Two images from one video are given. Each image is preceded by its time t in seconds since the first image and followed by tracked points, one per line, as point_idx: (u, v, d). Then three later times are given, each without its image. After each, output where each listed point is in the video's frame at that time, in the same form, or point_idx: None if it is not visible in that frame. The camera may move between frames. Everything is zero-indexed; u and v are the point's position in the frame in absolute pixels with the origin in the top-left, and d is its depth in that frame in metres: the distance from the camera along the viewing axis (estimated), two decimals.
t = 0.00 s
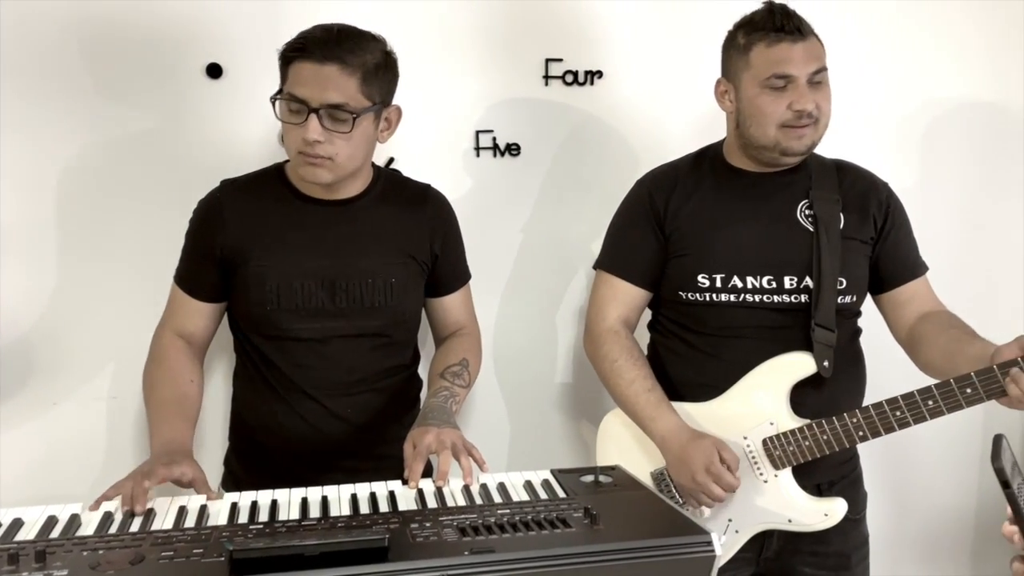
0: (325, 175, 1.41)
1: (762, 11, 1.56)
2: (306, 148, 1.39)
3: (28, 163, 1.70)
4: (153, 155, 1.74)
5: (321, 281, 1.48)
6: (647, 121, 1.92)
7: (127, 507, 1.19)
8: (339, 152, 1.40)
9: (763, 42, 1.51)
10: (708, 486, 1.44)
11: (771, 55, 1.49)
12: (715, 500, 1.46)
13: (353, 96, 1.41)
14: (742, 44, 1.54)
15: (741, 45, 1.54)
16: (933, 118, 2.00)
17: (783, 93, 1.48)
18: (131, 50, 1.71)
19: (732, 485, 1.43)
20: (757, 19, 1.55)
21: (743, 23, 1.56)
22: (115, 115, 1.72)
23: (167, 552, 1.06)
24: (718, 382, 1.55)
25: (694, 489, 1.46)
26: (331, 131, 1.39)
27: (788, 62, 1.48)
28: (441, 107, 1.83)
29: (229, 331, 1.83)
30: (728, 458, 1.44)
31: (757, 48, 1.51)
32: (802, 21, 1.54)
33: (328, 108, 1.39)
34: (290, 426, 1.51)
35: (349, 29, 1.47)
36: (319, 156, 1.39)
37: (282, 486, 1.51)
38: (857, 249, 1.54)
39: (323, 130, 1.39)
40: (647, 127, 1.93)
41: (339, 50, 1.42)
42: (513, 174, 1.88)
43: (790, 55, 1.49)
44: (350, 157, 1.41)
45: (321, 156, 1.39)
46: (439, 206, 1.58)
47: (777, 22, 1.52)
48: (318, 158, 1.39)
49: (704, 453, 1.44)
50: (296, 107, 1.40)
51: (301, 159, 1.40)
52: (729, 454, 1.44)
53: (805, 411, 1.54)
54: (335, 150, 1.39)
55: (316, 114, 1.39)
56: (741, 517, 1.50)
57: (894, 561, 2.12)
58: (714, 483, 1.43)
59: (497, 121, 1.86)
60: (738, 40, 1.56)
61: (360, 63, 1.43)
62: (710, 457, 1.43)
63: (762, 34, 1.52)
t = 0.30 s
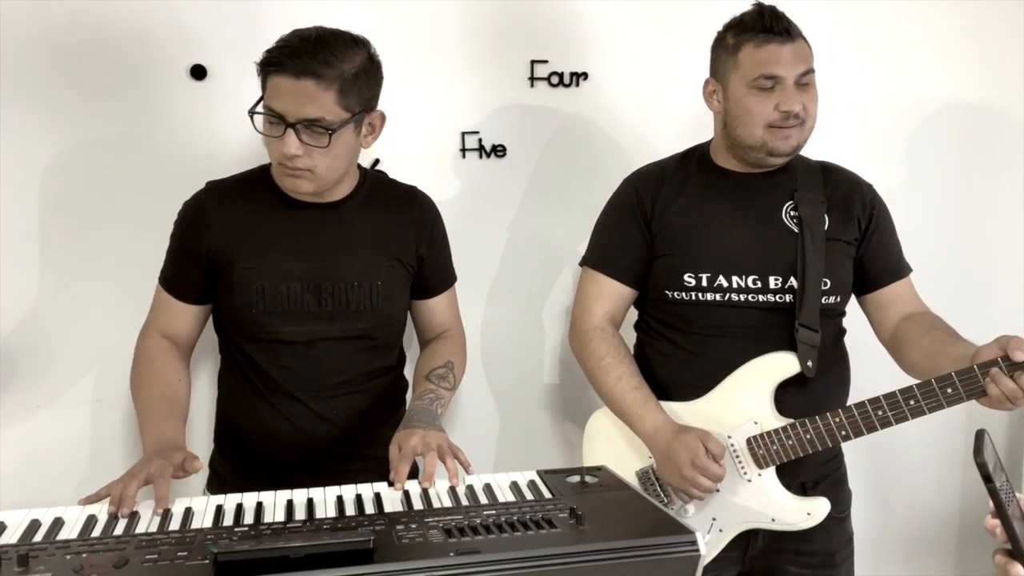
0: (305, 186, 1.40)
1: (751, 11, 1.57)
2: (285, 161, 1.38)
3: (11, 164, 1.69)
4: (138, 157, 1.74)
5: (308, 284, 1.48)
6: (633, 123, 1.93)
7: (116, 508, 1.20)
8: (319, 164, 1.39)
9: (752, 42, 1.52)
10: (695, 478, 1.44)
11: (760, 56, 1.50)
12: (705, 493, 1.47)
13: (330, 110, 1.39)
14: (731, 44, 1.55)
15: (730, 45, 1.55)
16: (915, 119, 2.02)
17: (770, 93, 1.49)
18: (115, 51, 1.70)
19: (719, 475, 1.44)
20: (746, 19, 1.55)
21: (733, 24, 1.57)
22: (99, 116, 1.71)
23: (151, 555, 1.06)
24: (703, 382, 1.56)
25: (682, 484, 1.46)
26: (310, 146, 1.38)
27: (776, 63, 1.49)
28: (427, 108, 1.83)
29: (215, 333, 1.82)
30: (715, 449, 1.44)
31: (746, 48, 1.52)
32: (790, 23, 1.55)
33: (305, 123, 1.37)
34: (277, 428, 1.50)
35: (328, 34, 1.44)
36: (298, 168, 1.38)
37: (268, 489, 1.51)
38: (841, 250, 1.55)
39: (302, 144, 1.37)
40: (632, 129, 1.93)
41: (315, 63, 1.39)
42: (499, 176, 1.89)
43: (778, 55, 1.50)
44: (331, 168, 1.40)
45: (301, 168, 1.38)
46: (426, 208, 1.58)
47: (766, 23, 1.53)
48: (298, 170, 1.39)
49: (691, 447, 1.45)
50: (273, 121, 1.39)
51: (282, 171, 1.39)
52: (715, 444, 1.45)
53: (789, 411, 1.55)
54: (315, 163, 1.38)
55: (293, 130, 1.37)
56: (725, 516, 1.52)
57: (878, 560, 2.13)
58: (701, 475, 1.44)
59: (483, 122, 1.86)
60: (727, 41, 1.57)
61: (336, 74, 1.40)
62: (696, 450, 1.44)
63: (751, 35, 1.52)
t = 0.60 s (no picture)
0: (292, 190, 1.42)
1: (736, 13, 1.57)
2: (271, 166, 1.38)
3: None
4: (123, 157, 1.73)
5: (295, 284, 1.48)
6: (619, 123, 1.94)
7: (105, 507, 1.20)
8: (304, 168, 1.39)
9: (737, 44, 1.53)
10: (682, 477, 1.45)
11: (745, 58, 1.51)
12: (691, 492, 1.47)
13: (314, 115, 1.38)
14: (717, 46, 1.56)
15: (715, 46, 1.56)
16: (900, 119, 2.03)
17: (755, 96, 1.50)
18: (99, 51, 1.69)
19: (706, 474, 1.45)
20: (732, 21, 1.56)
21: (718, 25, 1.58)
22: (83, 116, 1.70)
23: (136, 556, 1.05)
24: (690, 380, 1.56)
25: (668, 482, 1.47)
26: (294, 150, 1.38)
27: (761, 65, 1.50)
28: (413, 108, 1.83)
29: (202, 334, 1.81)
30: (701, 447, 1.45)
31: (732, 50, 1.53)
32: (776, 24, 1.56)
33: (288, 127, 1.37)
34: (263, 429, 1.50)
35: (312, 37, 1.43)
36: (284, 173, 1.39)
37: (255, 489, 1.50)
38: (826, 249, 1.56)
39: (286, 149, 1.37)
40: (619, 129, 1.94)
41: (298, 68, 1.38)
42: (486, 175, 1.89)
43: (763, 58, 1.50)
44: (316, 171, 1.40)
45: (286, 173, 1.39)
46: (413, 208, 1.58)
47: (751, 25, 1.53)
48: (283, 174, 1.39)
49: (676, 447, 1.46)
50: (257, 125, 1.38)
51: (267, 174, 1.40)
52: (700, 442, 1.46)
53: (774, 408, 1.55)
54: (300, 167, 1.39)
55: (277, 135, 1.37)
56: (712, 514, 1.52)
57: (864, 557, 2.15)
58: (688, 475, 1.45)
59: (470, 122, 1.86)
60: (713, 42, 1.57)
61: (320, 79, 1.39)
62: (681, 449, 1.45)
63: (736, 36, 1.53)
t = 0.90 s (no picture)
0: (281, 190, 1.41)
1: (715, 13, 1.59)
2: (260, 166, 1.38)
3: None
4: (110, 158, 1.72)
5: (285, 284, 1.48)
6: (607, 122, 1.94)
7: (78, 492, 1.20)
8: (294, 170, 1.39)
9: (716, 43, 1.54)
10: (663, 491, 1.47)
11: (724, 56, 1.52)
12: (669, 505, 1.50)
13: (304, 116, 1.38)
14: (697, 45, 1.57)
15: (695, 46, 1.57)
16: (886, 119, 2.05)
17: (736, 93, 1.51)
18: (87, 51, 1.69)
19: (687, 492, 1.46)
20: (711, 20, 1.57)
21: (698, 25, 1.59)
22: (71, 117, 1.70)
23: (123, 557, 1.05)
24: (677, 378, 1.57)
25: (651, 492, 1.48)
26: (284, 151, 1.37)
27: (741, 62, 1.51)
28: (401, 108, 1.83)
29: (191, 335, 1.81)
30: (685, 467, 1.46)
31: (711, 48, 1.54)
32: (755, 23, 1.57)
33: (278, 129, 1.36)
34: (252, 429, 1.50)
35: (303, 37, 1.43)
36: (272, 173, 1.38)
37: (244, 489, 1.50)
38: (810, 247, 1.57)
39: (276, 150, 1.37)
40: (608, 128, 1.94)
41: (289, 69, 1.37)
42: (475, 175, 1.89)
43: (743, 54, 1.51)
44: (305, 172, 1.40)
45: (276, 173, 1.38)
46: (403, 209, 1.58)
47: (730, 23, 1.55)
48: (273, 176, 1.39)
49: (662, 459, 1.47)
50: (247, 127, 1.38)
51: (257, 175, 1.39)
52: (686, 462, 1.47)
53: (761, 406, 1.56)
54: (289, 168, 1.38)
55: (267, 136, 1.36)
56: (701, 512, 1.53)
57: (852, 554, 2.16)
58: (669, 489, 1.47)
59: (458, 122, 1.87)
60: (693, 42, 1.58)
61: (310, 79, 1.39)
62: (667, 462, 1.46)
63: (715, 35, 1.54)
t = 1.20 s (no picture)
0: (276, 190, 1.41)
1: (701, 13, 1.59)
2: (254, 167, 1.38)
3: None
4: (100, 158, 1.72)
5: (278, 283, 1.48)
6: (597, 122, 1.95)
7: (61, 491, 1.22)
8: (288, 169, 1.39)
9: (703, 43, 1.54)
10: (661, 487, 1.48)
11: (710, 57, 1.53)
12: (666, 500, 1.51)
13: (297, 115, 1.38)
14: (683, 45, 1.57)
15: (682, 46, 1.58)
16: (876, 119, 2.06)
17: (723, 92, 1.51)
18: (76, 51, 1.68)
19: (683, 485, 1.49)
20: (697, 21, 1.58)
21: (684, 26, 1.60)
22: (61, 117, 1.69)
23: (111, 557, 1.05)
24: (666, 378, 1.58)
25: (647, 490, 1.49)
26: (278, 151, 1.37)
27: (728, 62, 1.52)
28: (393, 109, 1.84)
29: (182, 334, 1.81)
30: (680, 459, 1.49)
31: (698, 48, 1.55)
32: (741, 23, 1.58)
33: (271, 130, 1.36)
34: (242, 429, 1.50)
35: (291, 36, 1.43)
36: (267, 174, 1.38)
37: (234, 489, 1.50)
38: (797, 247, 1.58)
39: (270, 151, 1.37)
40: (599, 128, 1.95)
41: (279, 70, 1.37)
42: (466, 175, 1.89)
43: (729, 55, 1.52)
44: (300, 171, 1.40)
45: (271, 174, 1.38)
46: (396, 209, 1.58)
47: (716, 24, 1.55)
48: (268, 175, 1.39)
49: (658, 455, 1.48)
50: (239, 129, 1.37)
51: (251, 176, 1.39)
52: (681, 455, 1.50)
53: (750, 405, 1.57)
54: (284, 167, 1.38)
55: (260, 137, 1.36)
56: (689, 510, 1.54)
57: (842, 551, 2.17)
58: (667, 484, 1.48)
59: (449, 122, 1.87)
60: (680, 43, 1.59)
61: (300, 79, 1.39)
62: (663, 457, 1.48)
63: (701, 35, 1.55)
